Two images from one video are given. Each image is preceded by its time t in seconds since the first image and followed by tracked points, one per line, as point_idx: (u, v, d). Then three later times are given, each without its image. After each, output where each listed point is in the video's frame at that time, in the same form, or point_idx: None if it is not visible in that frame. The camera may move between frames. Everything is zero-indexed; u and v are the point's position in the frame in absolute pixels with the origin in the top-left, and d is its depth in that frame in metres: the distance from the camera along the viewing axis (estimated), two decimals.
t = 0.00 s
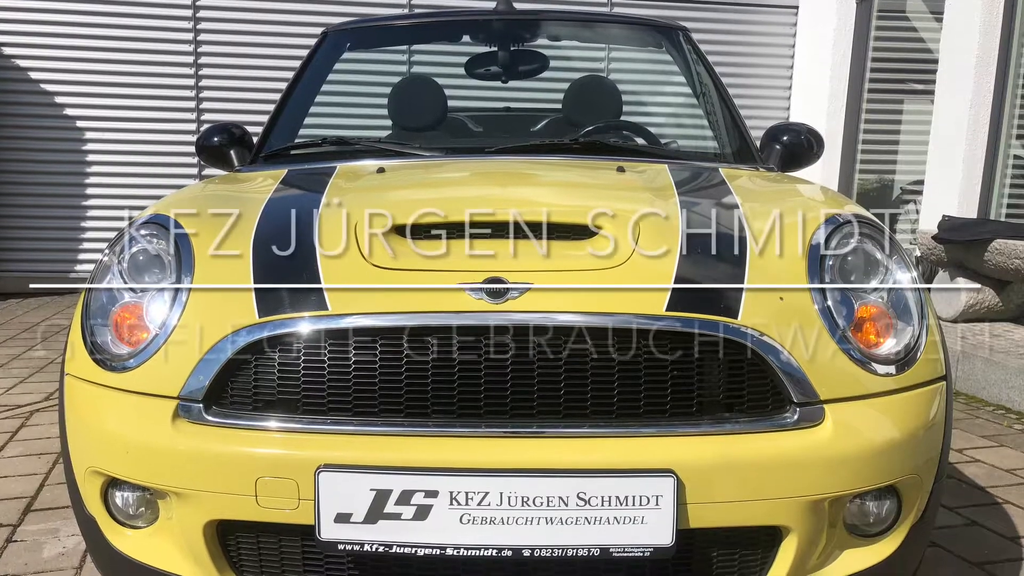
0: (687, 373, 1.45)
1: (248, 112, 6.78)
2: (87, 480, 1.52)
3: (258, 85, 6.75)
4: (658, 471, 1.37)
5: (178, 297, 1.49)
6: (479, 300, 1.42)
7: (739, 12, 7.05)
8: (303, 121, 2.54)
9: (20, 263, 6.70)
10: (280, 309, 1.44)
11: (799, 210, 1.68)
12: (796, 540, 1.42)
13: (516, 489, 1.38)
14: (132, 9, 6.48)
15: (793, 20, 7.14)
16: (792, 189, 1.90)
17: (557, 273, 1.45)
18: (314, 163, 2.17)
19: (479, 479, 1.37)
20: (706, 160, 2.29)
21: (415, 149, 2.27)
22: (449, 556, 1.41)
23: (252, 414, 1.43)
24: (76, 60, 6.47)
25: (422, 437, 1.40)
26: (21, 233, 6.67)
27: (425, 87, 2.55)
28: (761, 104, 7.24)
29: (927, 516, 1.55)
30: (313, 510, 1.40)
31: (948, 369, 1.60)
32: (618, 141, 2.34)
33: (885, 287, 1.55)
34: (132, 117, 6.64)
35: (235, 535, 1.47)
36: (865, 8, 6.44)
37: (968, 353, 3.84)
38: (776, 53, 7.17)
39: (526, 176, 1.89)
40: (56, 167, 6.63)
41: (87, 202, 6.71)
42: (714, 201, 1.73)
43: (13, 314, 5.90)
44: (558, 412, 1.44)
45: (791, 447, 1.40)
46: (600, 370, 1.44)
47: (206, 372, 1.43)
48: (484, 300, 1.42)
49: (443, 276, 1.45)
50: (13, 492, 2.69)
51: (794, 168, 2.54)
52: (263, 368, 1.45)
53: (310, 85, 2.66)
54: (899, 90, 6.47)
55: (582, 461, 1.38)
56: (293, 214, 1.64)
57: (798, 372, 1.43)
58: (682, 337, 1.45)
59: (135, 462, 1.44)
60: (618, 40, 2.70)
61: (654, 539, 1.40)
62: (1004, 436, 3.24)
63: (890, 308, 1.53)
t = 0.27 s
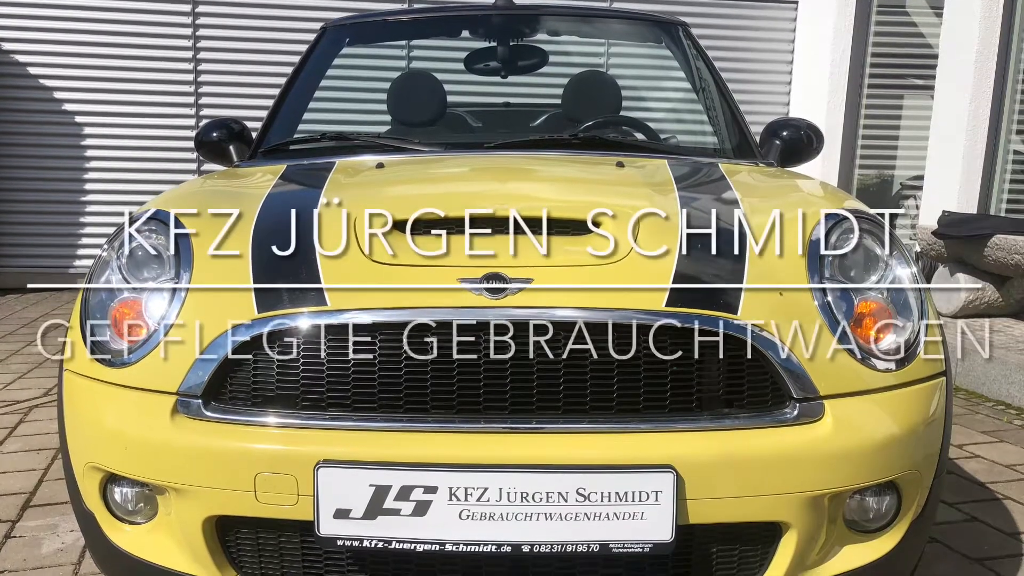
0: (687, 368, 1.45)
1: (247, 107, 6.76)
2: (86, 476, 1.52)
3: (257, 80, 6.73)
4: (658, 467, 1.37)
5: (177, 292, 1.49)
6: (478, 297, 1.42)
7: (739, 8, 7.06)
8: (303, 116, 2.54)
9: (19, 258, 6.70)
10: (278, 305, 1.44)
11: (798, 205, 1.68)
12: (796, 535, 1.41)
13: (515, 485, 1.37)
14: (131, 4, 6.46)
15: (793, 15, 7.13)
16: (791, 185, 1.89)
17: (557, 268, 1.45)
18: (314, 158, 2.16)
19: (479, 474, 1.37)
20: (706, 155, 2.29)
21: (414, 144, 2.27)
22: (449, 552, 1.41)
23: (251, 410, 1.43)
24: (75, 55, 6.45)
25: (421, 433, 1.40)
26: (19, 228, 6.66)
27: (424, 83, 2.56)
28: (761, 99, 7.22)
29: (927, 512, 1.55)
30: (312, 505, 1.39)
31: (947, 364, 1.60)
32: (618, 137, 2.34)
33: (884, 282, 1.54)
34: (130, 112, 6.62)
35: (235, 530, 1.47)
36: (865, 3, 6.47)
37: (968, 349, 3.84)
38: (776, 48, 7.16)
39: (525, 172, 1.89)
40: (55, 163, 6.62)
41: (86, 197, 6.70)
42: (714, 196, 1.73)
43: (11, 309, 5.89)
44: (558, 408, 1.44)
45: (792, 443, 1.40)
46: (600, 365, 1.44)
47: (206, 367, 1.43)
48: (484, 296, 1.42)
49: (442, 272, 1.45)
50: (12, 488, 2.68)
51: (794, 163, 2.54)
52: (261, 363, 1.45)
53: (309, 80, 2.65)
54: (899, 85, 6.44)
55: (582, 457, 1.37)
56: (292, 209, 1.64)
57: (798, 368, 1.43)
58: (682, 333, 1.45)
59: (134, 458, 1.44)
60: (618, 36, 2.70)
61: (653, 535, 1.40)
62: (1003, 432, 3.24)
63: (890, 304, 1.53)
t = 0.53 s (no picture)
0: (687, 364, 1.44)
1: (246, 103, 6.74)
2: (85, 472, 1.52)
3: (256, 75, 6.71)
4: (658, 462, 1.36)
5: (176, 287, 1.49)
6: (477, 292, 1.42)
7: (739, 3, 7.05)
8: (302, 111, 2.53)
9: (18, 254, 6.69)
10: (277, 300, 1.44)
11: (798, 201, 1.67)
12: (796, 531, 1.41)
13: (514, 480, 1.37)
14: None
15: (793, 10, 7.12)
16: (791, 180, 1.89)
17: (557, 264, 1.44)
18: (312, 153, 2.16)
19: (478, 470, 1.37)
20: (705, 151, 2.28)
21: (413, 140, 2.26)
22: (448, 548, 1.41)
23: (250, 406, 1.43)
24: (74, 50, 6.44)
25: (420, 429, 1.40)
26: (18, 224, 6.66)
27: (422, 78, 2.54)
28: (761, 94, 7.20)
29: (927, 507, 1.55)
30: (311, 501, 1.39)
31: (948, 359, 1.60)
32: (617, 132, 2.32)
33: (884, 278, 1.54)
34: (129, 108, 6.61)
35: (234, 526, 1.46)
36: None
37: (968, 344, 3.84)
38: (776, 44, 7.14)
39: (525, 167, 1.88)
40: (54, 158, 6.61)
41: (84, 193, 6.69)
42: (713, 191, 1.72)
43: (10, 305, 5.88)
44: (557, 403, 1.43)
45: (792, 438, 1.39)
46: (600, 361, 1.44)
47: (205, 363, 1.43)
48: (484, 292, 1.42)
49: (441, 267, 1.44)
50: (11, 484, 2.68)
51: (794, 159, 2.53)
52: (260, 359, 1.44)
53: (308, 75, 2.64)
54: (898, 81, 6.42)
55: (581, 452, 1.37)
56: (291, 205, 1.63)
57: (798, 364, 1.43)
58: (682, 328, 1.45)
59: (133, 454, 1.43)
60: (617, 31, 2.68)
61: (652, 531, 1.40)
62: (1003, 428, 3.24)
63: (890, 300, 1.53)
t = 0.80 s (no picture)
0: (687, 360, 1.44)
1: (245, 98, 6.72)
2: (83, 467, 1.52)
3: (254, 70, 6.69)
4: (657, 458, 1.36)
5: (175, 283, 1.49)
6: (476, 287, 1.42)
7: None
8: (302, 106, 2.52)
9: (17, 249, 6.69)
10: (276, 295, 1.44)
11: (798, 196, 1.67)
12: (795, 526, 1.41)
13: (514, 476, 1.37)
14: None
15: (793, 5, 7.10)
16: (791, 175, 1.89)
17: (557, 259, 1.44)
18: (312, 149, 2.15)
19: (477, 466, 1.37)
20: (704, 146, 2.27)
21: (413, 135, 2.25)
22: (447, 544, 1.41)
23: (250, 401, 1.43)
24: (73, 46, 6.43)
25: (419, 424, 1.40)
26: (17, 219, 6.64)
27: (421, 73, 2.53)
28: (761, 89, 7.19)
29: (927, 502, 1.55)
30: (310, 497, 1.39)
31: (948, 355, 1.60)
32: (616, 127, 2.32)
33: (883, 273, 1.54)
34: (127, 103, 6.59)
35: (233, 522, 1.46)
36: None
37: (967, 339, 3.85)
38: (776, 39, 7.13)
39: (525, 162, 1.88)
40: (53, 153, 6.59)
41: (83, 188, 6.67)
42: (713, 186, 1.72)
43: (9, 301, 5.87)
44: (557, 399, 1.43)
45: (792, 433, 1.39)
46: (599, 356, 1.43)
47: (205, 359, 1.43)
48: (483, 288, 1.41)
49: (441, 263, 1.44)
50: (10, 480, 2.68)
51: (794, 154, 2.53)
52: (259, 354, 1.44)
53: (307, 70, 2.64)
54: (899, 76, 6.42)
55: (581, 448, 1.37)
56: (290, 201, 1.62)
57: (798, 359, 1.43)
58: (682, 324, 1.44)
59: (132, 449, 1.43)
60: (617, 26, 2.67)
61: (652, 526, 1.40)
62: (1003, 423, 3.24)
63: (891, 295, 1.52)
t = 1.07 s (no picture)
0: (687, 355, 1.44)
1: (244, 93, 6.70)
2: (82, 463, 1.51)
3: (253, 65, 6.67)
4: (657, 454, 1.36)
5: (174, 278, 1.48)
6: (475, 282, 1.41)
7: None
8: (301, 100, 2.52)
9: (17, 244, 6.68)
10: (275, 291, 1.44)
11: (797, 193, 1.67)
12: (795, 522, 1.41)
13: (513, 472, 1.37)
14: None
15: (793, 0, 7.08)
16: (790, 170, 1.88)
17: (556, 255, 1.44)
18: (311, 144, 2.15)
19: (476, 461, 1.36)
20: (704, 142, 2.27)
21: (412, 130, 2.25)
22: (446, 540, 1.41)
23: (249, 397, 1.42)
24: (72, 41, 6.41)
25: (418, 420, 1.39)
26: (16, 214, 6.63)
27: (420, 67, 2.52)
28: (761, 85, 7.17)
29: (927, 498, 1.55)
30: (309, 492, 1.39)
31: (947, 351, 1.59)
32: (615, 123, 2.31)
33: (883, 269, 1.54)
34: (126, 98, 6.58)
35: (232, 517, 1.46)
36: None
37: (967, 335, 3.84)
38: (776, 34, 7.11)
39: (524, 157, 1.87)
40: (52, 149, 6.58)
41: (82, 183, 6.66)
42: (712, 182, 1.72)
43: (8, 296, 5.87)
44: (556, 394, 1.43)
45: (792, 430, 1.39)
46: (598, 351, 1.43)
47: (203, 353, 1.43)
48: (482, 283, 1.41)
49: (440, 258, 1.44)
50: (8, 475, 2.68)
51: (794, 149, 2.52)
52: (258, 351, 1.44)
53: (306, 65, 2.63)
54: (898, 71, 6.40)
55: (580, 444, 1.37)
56: (289, 197, 1.62)
57: (798, 355, 1.43)
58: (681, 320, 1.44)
59: (130, 445, 1.43)
60: (615, 21, 2.65)
61: (651, 522, 1.39)
62: (1003, 419, 3.25)
63: (891, 291, 1.52)
